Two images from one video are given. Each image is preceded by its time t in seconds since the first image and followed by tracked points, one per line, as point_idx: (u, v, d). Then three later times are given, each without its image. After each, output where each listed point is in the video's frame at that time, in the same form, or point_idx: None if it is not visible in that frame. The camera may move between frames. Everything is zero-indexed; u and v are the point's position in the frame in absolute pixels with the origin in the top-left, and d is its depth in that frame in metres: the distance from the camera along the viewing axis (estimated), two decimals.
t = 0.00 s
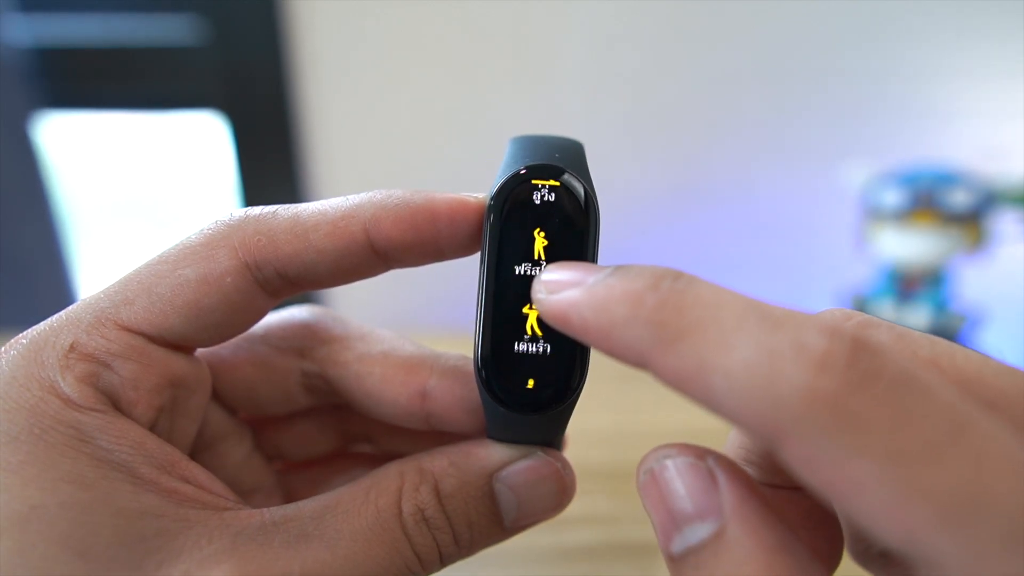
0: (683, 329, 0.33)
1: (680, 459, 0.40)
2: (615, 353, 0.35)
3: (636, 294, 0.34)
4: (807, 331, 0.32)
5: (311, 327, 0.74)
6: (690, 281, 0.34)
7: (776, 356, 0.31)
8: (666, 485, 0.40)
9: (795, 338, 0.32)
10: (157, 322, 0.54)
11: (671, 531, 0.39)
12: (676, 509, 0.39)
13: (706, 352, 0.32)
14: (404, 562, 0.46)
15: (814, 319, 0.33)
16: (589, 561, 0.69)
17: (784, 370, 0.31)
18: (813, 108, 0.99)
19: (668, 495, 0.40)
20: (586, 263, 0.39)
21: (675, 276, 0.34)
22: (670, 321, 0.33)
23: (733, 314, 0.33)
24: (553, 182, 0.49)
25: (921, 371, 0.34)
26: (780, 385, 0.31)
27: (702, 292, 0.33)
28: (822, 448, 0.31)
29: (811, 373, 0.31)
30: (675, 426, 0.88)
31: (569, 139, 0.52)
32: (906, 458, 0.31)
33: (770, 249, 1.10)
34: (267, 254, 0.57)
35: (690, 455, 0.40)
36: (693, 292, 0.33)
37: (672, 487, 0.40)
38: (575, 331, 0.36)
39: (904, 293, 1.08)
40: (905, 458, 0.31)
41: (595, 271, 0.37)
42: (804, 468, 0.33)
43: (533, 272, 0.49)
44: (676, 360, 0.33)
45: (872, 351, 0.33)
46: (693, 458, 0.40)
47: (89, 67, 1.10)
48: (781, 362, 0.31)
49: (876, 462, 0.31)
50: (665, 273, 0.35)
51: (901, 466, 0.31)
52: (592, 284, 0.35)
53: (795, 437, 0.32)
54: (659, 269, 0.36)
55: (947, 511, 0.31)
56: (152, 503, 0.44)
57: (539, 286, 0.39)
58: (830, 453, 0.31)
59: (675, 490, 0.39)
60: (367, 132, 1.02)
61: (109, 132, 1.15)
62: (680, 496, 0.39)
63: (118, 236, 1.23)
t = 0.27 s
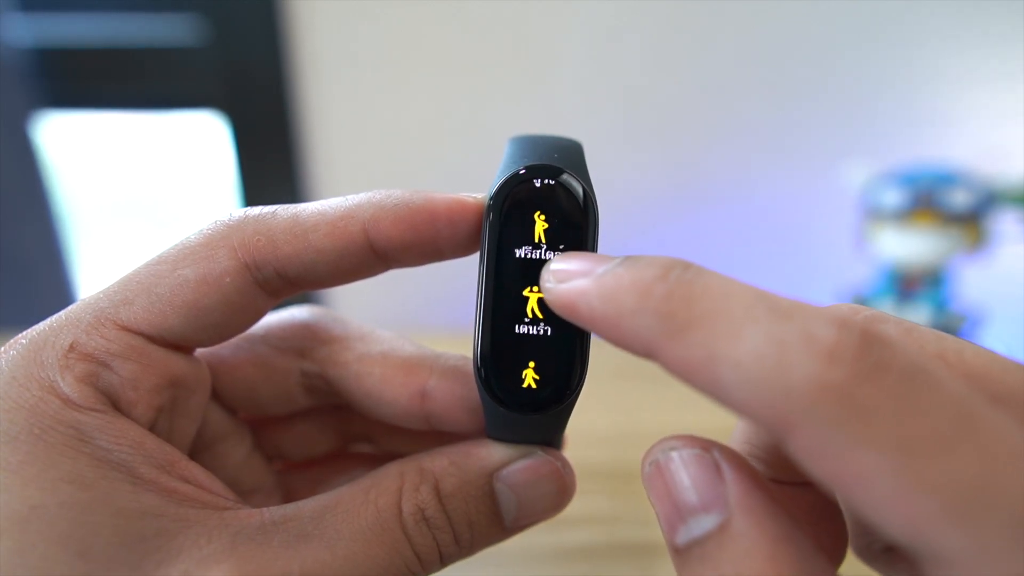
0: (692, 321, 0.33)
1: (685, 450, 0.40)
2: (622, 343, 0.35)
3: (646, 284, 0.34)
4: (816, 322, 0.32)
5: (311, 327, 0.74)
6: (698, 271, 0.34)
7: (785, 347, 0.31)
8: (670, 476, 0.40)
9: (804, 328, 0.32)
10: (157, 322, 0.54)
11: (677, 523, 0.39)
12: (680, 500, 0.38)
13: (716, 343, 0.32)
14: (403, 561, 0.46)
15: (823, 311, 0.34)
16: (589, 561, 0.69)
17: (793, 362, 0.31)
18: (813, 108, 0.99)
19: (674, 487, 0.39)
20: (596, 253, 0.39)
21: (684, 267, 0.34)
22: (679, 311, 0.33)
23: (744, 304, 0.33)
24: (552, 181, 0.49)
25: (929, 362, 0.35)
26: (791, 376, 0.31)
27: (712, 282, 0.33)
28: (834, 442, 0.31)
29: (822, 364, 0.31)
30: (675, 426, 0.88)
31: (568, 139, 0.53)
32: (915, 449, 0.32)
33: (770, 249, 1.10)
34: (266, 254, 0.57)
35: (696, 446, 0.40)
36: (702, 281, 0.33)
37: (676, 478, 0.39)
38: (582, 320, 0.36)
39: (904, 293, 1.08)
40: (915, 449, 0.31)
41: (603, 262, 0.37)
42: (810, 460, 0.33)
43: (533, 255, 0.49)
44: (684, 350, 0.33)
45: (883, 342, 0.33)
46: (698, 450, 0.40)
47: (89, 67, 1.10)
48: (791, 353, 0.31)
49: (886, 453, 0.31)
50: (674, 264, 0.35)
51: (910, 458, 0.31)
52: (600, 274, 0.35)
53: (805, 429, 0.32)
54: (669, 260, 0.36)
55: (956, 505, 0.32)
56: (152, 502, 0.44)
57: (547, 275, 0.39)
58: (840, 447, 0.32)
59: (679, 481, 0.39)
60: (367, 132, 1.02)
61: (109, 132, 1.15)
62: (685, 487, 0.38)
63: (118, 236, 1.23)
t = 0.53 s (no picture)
0: (631, 429, 0.29)
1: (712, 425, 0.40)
2: (565, 453, 0.31)
3: (576, 393, 0.31)
4: (751, 420, 0.29)
5: (303, 326, 0.74)
6: (627, 373, 0.31)
7: (728, 451, 0.28)
8: (643, 535, 0.40)
9: (741, 431, 0.28)
10: (147, 321, 0.54)
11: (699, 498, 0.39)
12: (658, 559, 0.39)
13: (652, 455, 0.29)
14: (398, 555, 0.46)
15: (758, 399, 0.30)
16: (583, 559, 0.69)
17: (733, 467, 0.28)
18: (813, 107, 0.99)
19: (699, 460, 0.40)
20: (531, 352, 0.36)
21: (612, 369, 0.31)
22: (612, 421, 0.30)
23: (672, 411, 0.29)
24: (544, 177, 0.49)
25: (869, 437, 0.30)
26: (731, 488, 0.28)
27: (638, 386, 0.30)
28: (788, 544, 0.28)
29: (758, 468, 0.28)
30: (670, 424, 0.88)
31: (560, 134, 0.53)
32: (865, 545, 0.28)
33: (770, 249, 1.10)
34: (256, 253, 0.57)
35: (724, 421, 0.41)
36: (630, 386, 0.30)
37: (651, 536, 0.40)
38: (520, 432, 0.33)
39: (905, 293, 1.07)
40: (864, 545, 0.28)
41: (536, 364, 0.34)
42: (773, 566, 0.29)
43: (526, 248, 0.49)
44: (630, 460, 0.29)
45: (823, 433, 0.29)
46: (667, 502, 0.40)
47: (88, 67, 1.10)
48: (728, 463, 0.28)
49: (838, 554, 0.27)
50: (606, 362, 0.32)
51: (869, 552, 0.28)
52: (530, 386, 0.32)
53: (760, 537, 0.28)
54: (601, 353, 0.32)
55: None
56: (146, 499, 0.44)
57: (483, 382, 0.35)
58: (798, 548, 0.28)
59: (654, 539, 0.39)
60: (365, 131, 1.02)
61: (108, 131, 1.15)
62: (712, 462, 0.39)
63: (117, 235, 1.23)
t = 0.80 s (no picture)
0: (755, 247, 0.34)
1: (726, 401, 0.42)
2: (685, 263, 0.37)
3: (713, 206, 0.36)
4: (879, 267, 0.33)
5: (304, 327, 0.74)
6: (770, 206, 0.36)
7: (848, 283, 0.32)
8: (709, 422, 0.42)
9: (865, 268, 0.33)
10: (148, 323, 0.54)
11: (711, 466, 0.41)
12: (718, 446, 0.41)
13: (778, 273, 0.33)
14: (399, 556, 0.46)
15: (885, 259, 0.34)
16: (584, 559, 0.69)
17: (851, 297, 0.32)
18: (813, 108, 0.99)
19: (712, 431, 0.41)
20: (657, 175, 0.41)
21: (753, 199, 0.36)
22: (743, 241, 0.34)
23: (807, 243, 0.34)
24: (545, 178, 0.49)
25: (972, 318, 0.34)
26: (850, 310, 0.32)
27: (779, 216, 0.35)
28: (881, 375, 0.32)
29: (877, 300, 0.32)
30: (672, 424, 0.88)
31: (562, 134, 0.52)
32: (959, 393, 0.32)
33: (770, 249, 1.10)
34: (257, 255, 0.57)
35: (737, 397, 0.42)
36: (772, 215, 0.35)
37: (713, 424, 0.42)
38: (640, 235, 0.38)
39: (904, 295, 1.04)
40: (958, 393, 0.32)
41: (668, 184, 0.39)
42: (854, 396, 0.33)
43: (528, 249, 0.49)
44: (743, 275, 0.34)
45: (935, 294, 0.33)
46: (737, 401, 0.42)
47: (89, 67, 1.10)
48: (849, 290, 0.32)
49: (931, 395, 0.31)
50: (739, 194, 0.36)
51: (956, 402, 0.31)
52: (664, 191, 0.37)
53: (857, 359, 0.32)
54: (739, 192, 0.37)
55: (994, 459, 0.31)
56: (147, 500, 0.44)
57: (614, 184, 0.40)
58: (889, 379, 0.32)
59: (717, 426, 0.41)
60: (366, 131, 1.02)
61: (108, 131, 1.15)
62: (723, 434, 0.41)
63: (118, 235, 1.23)
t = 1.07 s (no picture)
0: (782, 232, 0.36)
1: (739, 397, 0.42)
2: (710, 251, 0.39)
3: (741, 199, 0.38)
4: (907, 251, 0.35)
5: (302, 326, 0.74)
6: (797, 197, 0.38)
7: (874, 267, 0.34)
8: (720, 419, 0.42)
9: (893, 255, 0.34)
10: (146, 321, 0.54)
11: (720, 462, 0.41)
12: (728, 443, 0.41)
13: (800, 260, 0.35)
14: (397, 554, 0.46)
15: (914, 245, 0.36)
16: (584, 559, 0.69)
17: (878, 280, 0.34)
18: (813, 108, 0.99)
19: (722, 428, 0.42)
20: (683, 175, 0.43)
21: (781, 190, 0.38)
22: (770, 228, 0.37)
23: (835, 230, 0.35)
24: (543, 176, 0.49)
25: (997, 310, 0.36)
26: (875, 292, 0.34)
27: (805, 207, 0.37)
28: (905, 358, 0.33)
29: (905, 284, 0.34)
30: (671, 424, 0.88)
31: (559, 133, 0.53)
32: (981, 377, 0.33)
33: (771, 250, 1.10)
34: (256, 253, 0.57)
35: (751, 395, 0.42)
36: (798, 205, 0.37)
37: (724, 421, 0.42)
38: (663, 227, 0.41)
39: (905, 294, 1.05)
40: (979, 376, 0.33)
41: (692, 181, 0.42)
42: (877, 379, 0.34)
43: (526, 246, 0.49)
44: (767, 261, 0.36)
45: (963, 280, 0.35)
46: (748, 396, 0.42)
47: (88, 67, 1.10)
48: (875, 274, 0.34)
49: (953, 377, 0.33)
50: (770, 188, 0.38)
51: (977, 385, 0.33)
52: (694, 187, 0.40)
53: (880, 341, 0.34)
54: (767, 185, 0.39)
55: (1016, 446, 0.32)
56: (145, 499, 0.44)
57: (637, 184, 0.43)
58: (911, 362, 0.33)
59: (727, 424, 0.41)
60: (365, 131, 1.03)
61: (107, 131, 1.15)
62: (733, 430, 0.41)
63: (117, 235, 1.23)
